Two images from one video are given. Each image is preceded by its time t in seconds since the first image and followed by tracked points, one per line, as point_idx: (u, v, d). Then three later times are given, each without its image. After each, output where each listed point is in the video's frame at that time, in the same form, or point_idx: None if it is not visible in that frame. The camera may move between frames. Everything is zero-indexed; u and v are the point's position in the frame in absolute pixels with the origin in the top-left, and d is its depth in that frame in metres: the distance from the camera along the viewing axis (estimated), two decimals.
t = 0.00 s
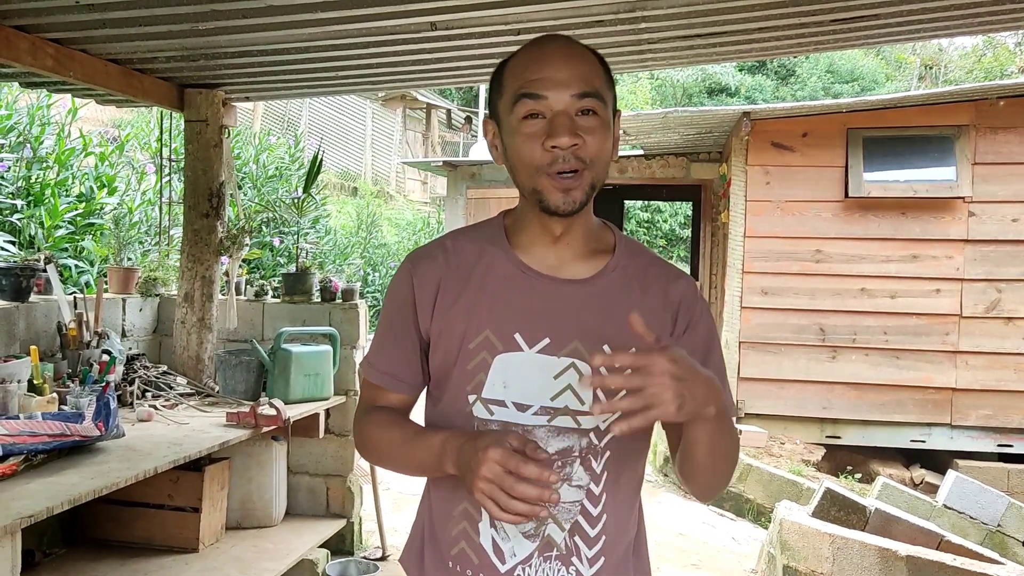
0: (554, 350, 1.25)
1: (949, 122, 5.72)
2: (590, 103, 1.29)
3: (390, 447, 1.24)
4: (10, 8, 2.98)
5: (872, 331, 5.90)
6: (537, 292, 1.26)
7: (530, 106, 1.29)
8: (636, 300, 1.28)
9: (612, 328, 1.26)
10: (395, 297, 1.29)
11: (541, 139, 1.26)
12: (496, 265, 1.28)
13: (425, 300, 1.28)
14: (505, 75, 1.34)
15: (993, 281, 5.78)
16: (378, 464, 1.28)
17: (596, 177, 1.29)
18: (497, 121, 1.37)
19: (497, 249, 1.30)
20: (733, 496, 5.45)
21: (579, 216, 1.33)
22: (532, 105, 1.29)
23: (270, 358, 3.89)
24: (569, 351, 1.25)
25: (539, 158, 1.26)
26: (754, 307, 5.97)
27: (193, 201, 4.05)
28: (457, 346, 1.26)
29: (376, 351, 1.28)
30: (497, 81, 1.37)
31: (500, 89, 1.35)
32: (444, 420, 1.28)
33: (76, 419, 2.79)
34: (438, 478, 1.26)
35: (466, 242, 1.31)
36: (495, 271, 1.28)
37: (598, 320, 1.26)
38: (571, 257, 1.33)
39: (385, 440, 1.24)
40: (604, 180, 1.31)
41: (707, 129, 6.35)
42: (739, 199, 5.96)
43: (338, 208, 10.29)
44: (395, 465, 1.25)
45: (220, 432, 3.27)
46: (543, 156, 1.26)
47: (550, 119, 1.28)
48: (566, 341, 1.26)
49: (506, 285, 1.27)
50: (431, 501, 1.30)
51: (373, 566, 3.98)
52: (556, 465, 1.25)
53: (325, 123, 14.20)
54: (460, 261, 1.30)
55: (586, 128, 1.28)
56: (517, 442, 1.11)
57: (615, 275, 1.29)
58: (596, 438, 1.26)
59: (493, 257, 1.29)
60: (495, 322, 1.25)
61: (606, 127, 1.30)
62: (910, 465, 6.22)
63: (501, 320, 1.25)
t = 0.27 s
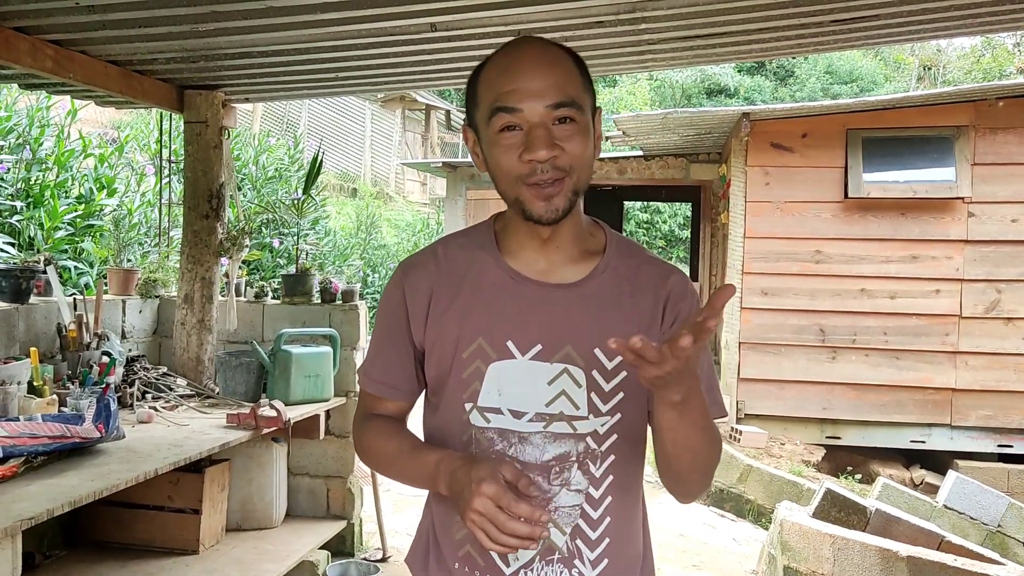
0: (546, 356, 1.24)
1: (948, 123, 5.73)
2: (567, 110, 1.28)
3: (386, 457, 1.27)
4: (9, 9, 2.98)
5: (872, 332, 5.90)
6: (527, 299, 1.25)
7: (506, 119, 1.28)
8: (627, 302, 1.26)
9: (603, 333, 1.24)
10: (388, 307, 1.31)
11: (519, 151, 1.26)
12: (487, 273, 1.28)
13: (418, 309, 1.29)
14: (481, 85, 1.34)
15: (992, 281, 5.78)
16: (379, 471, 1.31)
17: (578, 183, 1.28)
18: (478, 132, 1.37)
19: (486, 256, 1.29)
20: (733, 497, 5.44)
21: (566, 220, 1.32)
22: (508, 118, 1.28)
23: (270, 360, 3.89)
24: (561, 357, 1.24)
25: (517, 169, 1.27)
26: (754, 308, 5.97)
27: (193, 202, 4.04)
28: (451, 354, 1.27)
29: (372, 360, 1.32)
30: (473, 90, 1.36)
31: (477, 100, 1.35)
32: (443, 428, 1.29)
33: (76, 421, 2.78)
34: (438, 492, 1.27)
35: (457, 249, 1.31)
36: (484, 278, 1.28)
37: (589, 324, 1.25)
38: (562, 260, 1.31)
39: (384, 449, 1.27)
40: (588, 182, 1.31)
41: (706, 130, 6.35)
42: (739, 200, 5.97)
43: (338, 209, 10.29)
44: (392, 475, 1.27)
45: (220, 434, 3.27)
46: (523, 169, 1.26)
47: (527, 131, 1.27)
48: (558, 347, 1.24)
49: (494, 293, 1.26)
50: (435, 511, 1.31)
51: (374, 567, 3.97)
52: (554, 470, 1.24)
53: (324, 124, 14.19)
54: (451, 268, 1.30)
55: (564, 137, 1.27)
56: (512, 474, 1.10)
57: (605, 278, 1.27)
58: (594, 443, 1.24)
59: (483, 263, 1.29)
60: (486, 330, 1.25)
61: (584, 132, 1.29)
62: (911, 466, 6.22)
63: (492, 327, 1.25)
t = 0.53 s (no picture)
0: (551, 356, 1.24)
1: (947, 123, 5.73)
2: (555, 107, 1.29)
3: (391, 465, 1.26)
4: (9, 10, 2.97)
5: (871, 333, 5.91)
6: (529, 299, 1.25)
7: (495, 121, 1.28)
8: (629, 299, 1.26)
9: (607, 330, 1.24)
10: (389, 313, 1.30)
11: (513, 151, 1.26)
12: (487, 275, 1.27)
13: (420, 313, 1.28)
14: (464, 92, 1.34)
15: (991, 282, 5.78)
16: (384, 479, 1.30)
17: (574, 177, 1.28)
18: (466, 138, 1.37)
19: (487, 258, 1.29)
20: (733, 498, 5.44)
21: (566, 218, 1.31)
22: (497, 120, 1.28)
23: (270, 361, 3.88)
24: (566, 356, 1.24)
25: (512, 168, 1.26)
26: (753, 308, 5.97)
27: (192, 203, 4.04)
28: (455, 357, 1.26)
29: (373, 368, 1.30)
30: (456, 96, 1.36)
31: (462, 107, 1.35)
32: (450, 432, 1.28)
33: (76, 422, 2.78)
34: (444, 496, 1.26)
35: (457, 252, 1.31)
36: (486, 280, 1.27)
37: (593, 322, 1.25)
38: (564, 259, 1.31)
39: (388, 455, 1.26)
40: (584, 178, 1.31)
41: (706, 131, 6.35)
42: (738, 201, 5.97)
43: (336, 210, 10.28)
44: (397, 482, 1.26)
45: (220, 435, 3.26)
46: (518, 168, 1.26)
47: (518, 131, 1.27)
48: (563, 346, 1.24)
49: (497, 294, 1.26)
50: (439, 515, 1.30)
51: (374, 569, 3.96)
52: (560, 470, 1.24)
53: (322, 125, 14.18)
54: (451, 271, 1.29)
55: (556, 133, 1.27)
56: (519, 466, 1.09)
57: (607, 275, 1.27)
58: (600, 442, 1.25)
59: (483, 266, 1.28)
60: (490, 331, 1.25)
61: (574, 127, 1.29)
62: (910, 466, 6.22)
63: (495, 328, 1.25)
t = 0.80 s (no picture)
0: (559, 357, 1.24)
1: (941, 125, 5.75)
2: (555, 106, 1.28)
3: (401, 474, 1.23)
4: (7, 12, 2.97)
5: (870, 333, 5.91)
6: (535, 300, 1.25)
7: (495, 120, 1.28)
8: (635, 298, 1.27)
9: (613, 330, 1.25)
10: (391, 318, 1.27)
11: (511, 150, 1.26)
12: (491, 277, 1.27)
13: (425, 317, 1.27)
14: (463, 92, 1.33)
15: (989, 282, 5.79)
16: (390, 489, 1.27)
17: (572, 176, 1.28)
18: (466, 137, 1.36)
19: (490, 260, 1.28)
20: (732, 498, 5.44)
21: (568, 218, 1.31)
22: (497, 119, 1.28)
23: (269, 363, 3.89)
24: (574, 356, 1.24)
25: (511, 167, 1.26)
26: (751, 309, 5.98)
27: (190, 205, 4.03)
28: (462, 360, 1.25)
29: (375, 375, 1.26)
30: (456, 95, 1.35)
31: (462, 107, 1.34)
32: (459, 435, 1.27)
33: (75, 424, 2.77)
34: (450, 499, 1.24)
35: (459, 254, 1.29)
36: (490, 282, 1.26)
37: (600, 322, 1.25)
38: (566, 259, 1.31)
39: (395, 463, 1.24)
40: (583, 177, 1.31)
41: (704, 132, 6.36)
42: (737, 201, 5.97)
43: (334, 212, 10.28)
44: (407, 490, 1.24)
45: (219, 437, 3.25)
46: (517, 167, 1.26)
47: (517, 130, 1.27)
48: (571, 346, 1.24)
49: (502, 296, 1.26)
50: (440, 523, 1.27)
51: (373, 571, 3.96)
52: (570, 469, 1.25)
53: (320, 127, 14.18)
54: (455, 274, 1.28)
55: (555, 132, 1.27)
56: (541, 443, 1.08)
57: (612, 275, 1.27)
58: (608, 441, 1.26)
59: (488, 268, 1.27)
60: (498, 334, 1.24)
61: (573, 126, 1.29)
62: (908, 467, 6.23)
63: (502, 331, 1.25)
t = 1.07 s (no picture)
0: (560, 358, 1.24)
1: (936, 124, 5.77)
2: (561, 103, 1.29)
3: (405, 477, 1.22)
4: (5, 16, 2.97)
5: (868, 334, 5.92)
6: (537, 301, 1.26)
7: (501, 114, 1.29)
8: (635, 300, 1.28)
9: (614, 331, 1.26)
10: (391, 319, 1.27)
11: (516, 143, 1.27)
12: (493, 279, 1.27)
13: (426, 319, 1.26)
14: (471, 89, 1.35)
15: (986, 283, 5.80)
16: (388, 492, 1.26)
17: (577, 173, 1.28)
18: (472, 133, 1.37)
19: (492, 261, 1.29)
20: (730, 499, 5.45)
21: (568, 219, 1.32)
22: (503, 113, 1.29)
23: (268, 365, 3.88)
24: (576, 357, 1.24)
25: (515, 160, 1.27)
26: (750, 310, 5.99)
27: (189, 208, 4.04)
28: (463, 361, 1.25)
29: (376, 375, 1.26)
30: (465, 93, 1.37)
31: (470, 103, 1.35)
32: (458, 438, 1.26)
33: (74, 428, 2.78)
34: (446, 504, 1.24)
35: (459, 256, 1.30)
36: (492, 283, 1.27)
37: (601, 324, 1.26)
38: (566, 262, 1.31)
39: (394, 466, 1.23)
40: (587, 177, 1.32)
41: (701, 133, 6.37)
42: (734, 203, 5.99)
43: (333, 214, 10.28)
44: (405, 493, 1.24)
45: (218, 440, 3.25)
46: (521, 161, 1.26)
47: (522, 124, 1.28)
48: (573, 348, 1.25)
49: (504, 297, 1.26)
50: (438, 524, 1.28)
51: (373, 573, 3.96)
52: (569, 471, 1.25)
53: (317, 129, 14.18)
54: (456, 276, 1.28)
55: (561, 128, 1.28)
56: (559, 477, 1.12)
57: (613, 277, 1.28)
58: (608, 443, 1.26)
59: (489, 269, 1.28)
60: (500, 335, 1.24)
61: (579, 124, 1.30)
62: (906, 467, 6.24)
63: (504, 332, 1.25)
